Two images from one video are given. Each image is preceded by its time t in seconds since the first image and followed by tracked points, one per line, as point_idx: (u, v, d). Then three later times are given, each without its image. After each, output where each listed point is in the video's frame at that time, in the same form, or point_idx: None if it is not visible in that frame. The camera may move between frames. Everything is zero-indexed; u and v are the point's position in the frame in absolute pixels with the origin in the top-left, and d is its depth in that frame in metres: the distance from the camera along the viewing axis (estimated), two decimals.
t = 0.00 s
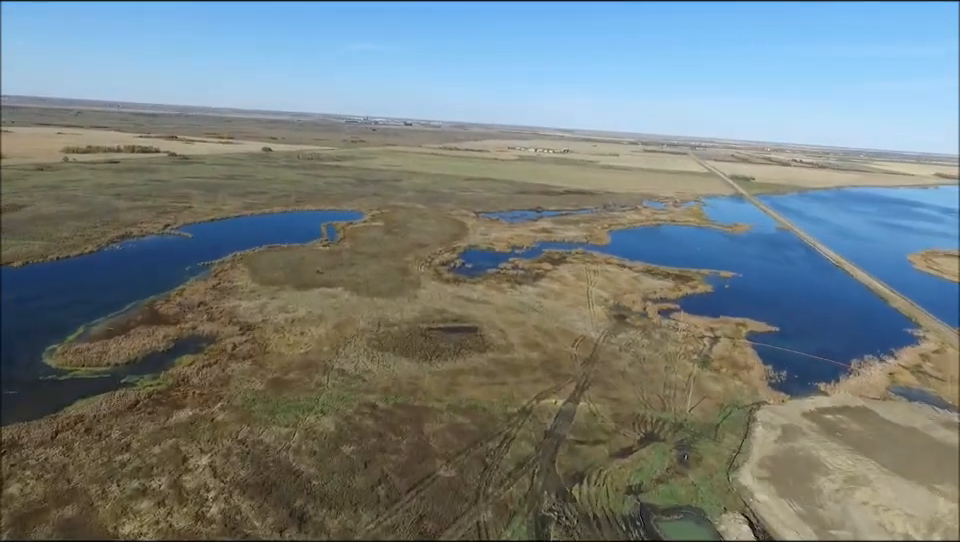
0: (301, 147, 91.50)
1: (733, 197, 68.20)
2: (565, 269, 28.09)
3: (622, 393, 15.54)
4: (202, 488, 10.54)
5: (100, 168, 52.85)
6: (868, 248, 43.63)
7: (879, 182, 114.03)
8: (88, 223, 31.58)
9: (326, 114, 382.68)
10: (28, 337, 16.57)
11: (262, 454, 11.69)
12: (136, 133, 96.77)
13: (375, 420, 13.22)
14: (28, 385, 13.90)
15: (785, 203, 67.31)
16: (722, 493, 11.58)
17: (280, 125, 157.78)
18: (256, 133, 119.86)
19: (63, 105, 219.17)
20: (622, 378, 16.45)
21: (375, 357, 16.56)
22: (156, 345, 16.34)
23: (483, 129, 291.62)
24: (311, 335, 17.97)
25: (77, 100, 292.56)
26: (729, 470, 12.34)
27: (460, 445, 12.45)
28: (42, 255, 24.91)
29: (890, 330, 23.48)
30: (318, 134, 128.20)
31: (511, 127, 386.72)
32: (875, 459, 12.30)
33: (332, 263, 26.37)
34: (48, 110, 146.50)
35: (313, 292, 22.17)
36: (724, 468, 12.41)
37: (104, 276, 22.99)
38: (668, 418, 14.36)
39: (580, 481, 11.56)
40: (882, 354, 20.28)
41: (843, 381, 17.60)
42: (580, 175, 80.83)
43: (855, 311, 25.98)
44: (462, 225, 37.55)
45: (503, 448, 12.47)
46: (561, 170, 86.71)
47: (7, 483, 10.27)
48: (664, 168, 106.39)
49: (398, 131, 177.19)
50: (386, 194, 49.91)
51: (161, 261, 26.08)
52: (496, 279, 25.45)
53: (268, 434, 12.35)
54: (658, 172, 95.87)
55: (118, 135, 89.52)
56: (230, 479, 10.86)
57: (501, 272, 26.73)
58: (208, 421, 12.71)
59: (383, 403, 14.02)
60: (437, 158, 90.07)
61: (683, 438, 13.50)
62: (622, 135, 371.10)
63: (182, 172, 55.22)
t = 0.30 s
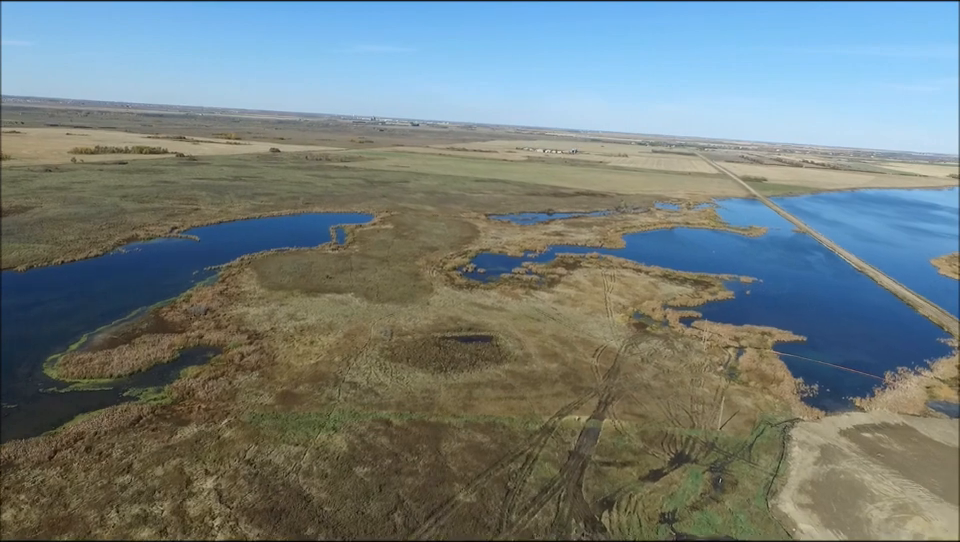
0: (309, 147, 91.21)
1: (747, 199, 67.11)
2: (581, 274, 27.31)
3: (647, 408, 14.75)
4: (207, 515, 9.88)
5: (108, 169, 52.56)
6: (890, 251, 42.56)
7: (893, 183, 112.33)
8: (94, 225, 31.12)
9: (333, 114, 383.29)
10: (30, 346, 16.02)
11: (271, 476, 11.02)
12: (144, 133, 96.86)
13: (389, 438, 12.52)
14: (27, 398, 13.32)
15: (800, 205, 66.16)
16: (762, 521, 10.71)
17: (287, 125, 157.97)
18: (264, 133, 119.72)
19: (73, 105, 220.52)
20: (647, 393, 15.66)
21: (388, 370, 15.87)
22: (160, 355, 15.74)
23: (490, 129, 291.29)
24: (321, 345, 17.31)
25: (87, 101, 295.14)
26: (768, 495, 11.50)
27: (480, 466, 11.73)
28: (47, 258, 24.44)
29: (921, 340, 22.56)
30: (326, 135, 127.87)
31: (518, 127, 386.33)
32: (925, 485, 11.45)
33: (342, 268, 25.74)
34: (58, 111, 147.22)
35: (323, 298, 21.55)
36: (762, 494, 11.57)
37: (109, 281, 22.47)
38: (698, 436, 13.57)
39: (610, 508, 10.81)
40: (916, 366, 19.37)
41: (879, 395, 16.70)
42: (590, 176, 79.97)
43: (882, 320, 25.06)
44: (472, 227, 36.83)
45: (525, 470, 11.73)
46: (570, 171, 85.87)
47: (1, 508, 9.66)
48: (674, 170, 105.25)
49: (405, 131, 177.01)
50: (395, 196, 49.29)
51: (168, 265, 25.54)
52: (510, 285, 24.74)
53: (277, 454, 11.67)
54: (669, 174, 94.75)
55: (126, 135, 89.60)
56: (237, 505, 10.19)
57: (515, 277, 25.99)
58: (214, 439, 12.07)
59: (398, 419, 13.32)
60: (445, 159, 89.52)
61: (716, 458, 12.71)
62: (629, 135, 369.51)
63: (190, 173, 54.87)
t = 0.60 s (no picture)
0: (316, 148, 90.80)
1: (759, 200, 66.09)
2: (596, 280, 26.54)
3: (674, 425, 13.97)
4: None
5: (115, 170, 52.23)
6: (909, 255, 41.53)
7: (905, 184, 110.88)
8: (98, 228, 30.65)
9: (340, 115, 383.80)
10: (28, 356, 15.43)
11: (279, 501, 10.34)
12: (151, 134, 96.98)
13: (404, 459, 11.80)
14: (23, 413, 12.71)
15: (813, 207, 65.09)
16: None
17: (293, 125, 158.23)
18: (271, 134, 119.57)
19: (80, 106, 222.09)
20: (673, 408, 14.86)
21: (400, 383, 15.17)
22: (163, 367, 15.11)
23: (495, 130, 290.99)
24: (330, 355, 16.64)
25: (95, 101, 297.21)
26: (811, 525, 10.69)
27: (501, 491, 10.99)
28: (49, 263, 23.93)
29: (953, 351, 21.65)
30: (333, 136, 127.63)
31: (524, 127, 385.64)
32: None
33: (351, 272, 25.11)
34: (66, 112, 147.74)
35: (332, 305, 20.91)
36: (804, 522, 10.76)
37: (113, 286, 21.91)
38: (731, 457, 12.76)
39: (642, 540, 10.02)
40: (951, 379, 18.47)
41: (917, 410, 15.83)
42: (598, 177, 79.18)
43: (909, 329, 24.16)
44: (482, 230, 36.17)
45: (549, 495, 10.97)
46: (578, 172, 85.12)
47: None
48: (683, 171, 104.22)
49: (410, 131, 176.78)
50: (403, 197, 48.73)
51: (173, 269, 24.98)
52: (524, 291, 24.01)
53: (285, 477, 10.99)
54: (678, 175, 93.75)
55: (133, 136, 89.64)
56: (242, 534, 9.52)
57: (528, 283, 25.27)
58: (219, 459, 11.40)
59: (412, 437, 12.61)
60: (452, 160, 88.94)
61: (751, 481, 11.91)
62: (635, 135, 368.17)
63: (197, 174, 54.49)
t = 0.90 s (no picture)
0: (322, 149, 90.31)
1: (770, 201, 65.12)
2: (610, 285, 25.77)
3: (703, 443, 13.19)
4: None
5: (120, 172, 51.87)
6: (929, 258, 40.56)
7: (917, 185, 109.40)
8: (102, 232, 30.13)
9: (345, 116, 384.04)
10: (25, 368, 14.83)
11: (287, 530, 9.66)
12: (158, 134, 96.96)
13: (419, 481, 11.10)
14: (18, 430, 12.08)
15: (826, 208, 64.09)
16: None
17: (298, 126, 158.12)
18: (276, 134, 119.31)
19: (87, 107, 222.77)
20: (700, 424, 14.08)
21: (412, 397, 14.46)
22: (166, 380, 14.46)
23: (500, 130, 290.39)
24: (339, 367, 15.96)
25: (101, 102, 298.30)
26: None
27: (524, 518, 10.27)
28: (51, 268, 23.42)
29: None
30: (338, 137, 127.35)
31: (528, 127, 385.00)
32: None
33: (359, 278, 24.47)
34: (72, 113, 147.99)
35: (340, 312, 20.25)
36: None
37: (114, 293, 21.31)
38: (766, 479, 11.97)
39: None
40: None
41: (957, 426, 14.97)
42: (607, 178, 78.40)
43: (937, 337, 23.27)
44: (492, 233, 35.50)
45: (575, 523, 10.24)
46: (586, 173, 84.37)
47: None
48: (691, 171, 103.20)
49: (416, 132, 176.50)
50: (410, 199, 48.14)
51: (177, 274, 24.39)
52: (537, 298, 23.27)
53: (293, 502, 10.31)
54: (686, 175, 92.78)
55: (139, 137, 89.50)
56: None
57: (541, 288, 24.55)
58: (223, 483, 10.72)
59: (427, 458, 11.92)
60: (458, 160, 88.37)
61: (790, 507, 11.12)
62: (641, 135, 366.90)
63: (202, 175, 54.11)
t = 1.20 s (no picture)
0: (326, 150, 89.88)
1: (780, 203, 64.20)
2: (624, 291, 25.01)
3: (734, 464, 12.43)
4: None
5: (123, 174, 51.45)
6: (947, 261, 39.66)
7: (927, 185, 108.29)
8: (103, 236, 29.58)
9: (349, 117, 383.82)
10: (20, 381, 14.23)
11: None
12: (161, 136, 96.82)
13: (435, 508, 10.39)
14: (9, 449, 11.45)
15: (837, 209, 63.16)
16: None
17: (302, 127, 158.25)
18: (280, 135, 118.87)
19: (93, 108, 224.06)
20: (729, 442, 13.31)
21: (424, 413, 13.77)
22: (166, 395, 13.83)
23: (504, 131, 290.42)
24: (347, 380, 15.27)
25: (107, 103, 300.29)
26: None
27: None
28: (50, 274, 22.86)
29: None
30: (342, 138, 126.92)
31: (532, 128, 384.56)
32: None
33: (366, 284, 23.81)
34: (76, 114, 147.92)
35: (347, 321, 19.59)
36: None
37: (114, 302, 20.73)
38: (803, 504, 11.21)
39: None
40: None
41: None
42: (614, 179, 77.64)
43: None
44: (500, 237, 34.82)
45: None
46: (593, 174, 83.63)
47: None
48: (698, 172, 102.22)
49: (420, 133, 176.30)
50: (416, 201, 47.50)
51: (179, 281, 23.80)
52: (549, 305, 22.54)
53: (300, 532, 9.62)
54: (694, 176, 91.83)
55: (143, 139, 89.31)
56: None
57: (553, 295, 23.83)
58: (225, 510, 10.04)
59: (441, 481, 11.20)
60: (463, 161, 87.79)
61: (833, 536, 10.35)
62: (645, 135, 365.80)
63: (206, 177, 53.64)
